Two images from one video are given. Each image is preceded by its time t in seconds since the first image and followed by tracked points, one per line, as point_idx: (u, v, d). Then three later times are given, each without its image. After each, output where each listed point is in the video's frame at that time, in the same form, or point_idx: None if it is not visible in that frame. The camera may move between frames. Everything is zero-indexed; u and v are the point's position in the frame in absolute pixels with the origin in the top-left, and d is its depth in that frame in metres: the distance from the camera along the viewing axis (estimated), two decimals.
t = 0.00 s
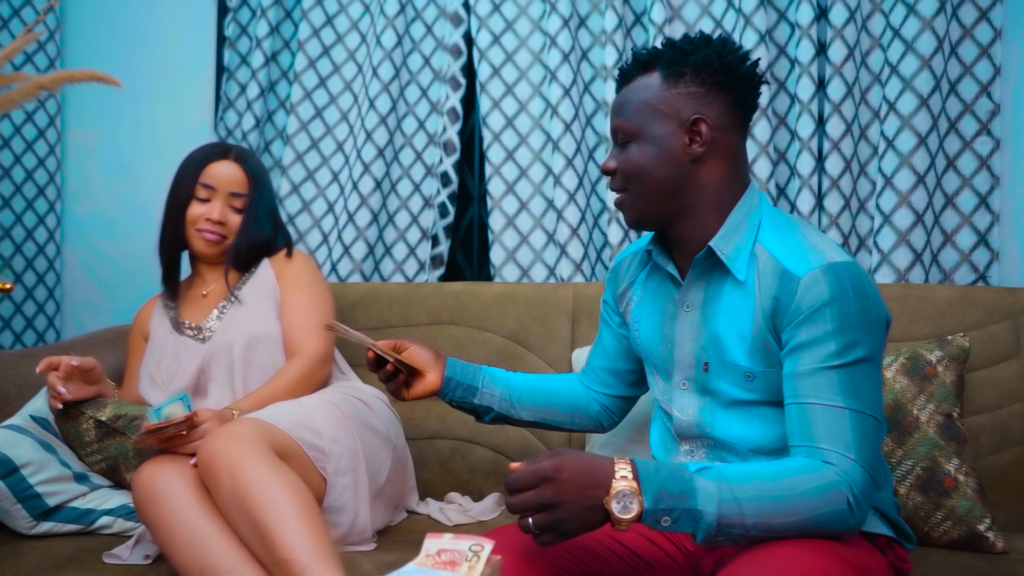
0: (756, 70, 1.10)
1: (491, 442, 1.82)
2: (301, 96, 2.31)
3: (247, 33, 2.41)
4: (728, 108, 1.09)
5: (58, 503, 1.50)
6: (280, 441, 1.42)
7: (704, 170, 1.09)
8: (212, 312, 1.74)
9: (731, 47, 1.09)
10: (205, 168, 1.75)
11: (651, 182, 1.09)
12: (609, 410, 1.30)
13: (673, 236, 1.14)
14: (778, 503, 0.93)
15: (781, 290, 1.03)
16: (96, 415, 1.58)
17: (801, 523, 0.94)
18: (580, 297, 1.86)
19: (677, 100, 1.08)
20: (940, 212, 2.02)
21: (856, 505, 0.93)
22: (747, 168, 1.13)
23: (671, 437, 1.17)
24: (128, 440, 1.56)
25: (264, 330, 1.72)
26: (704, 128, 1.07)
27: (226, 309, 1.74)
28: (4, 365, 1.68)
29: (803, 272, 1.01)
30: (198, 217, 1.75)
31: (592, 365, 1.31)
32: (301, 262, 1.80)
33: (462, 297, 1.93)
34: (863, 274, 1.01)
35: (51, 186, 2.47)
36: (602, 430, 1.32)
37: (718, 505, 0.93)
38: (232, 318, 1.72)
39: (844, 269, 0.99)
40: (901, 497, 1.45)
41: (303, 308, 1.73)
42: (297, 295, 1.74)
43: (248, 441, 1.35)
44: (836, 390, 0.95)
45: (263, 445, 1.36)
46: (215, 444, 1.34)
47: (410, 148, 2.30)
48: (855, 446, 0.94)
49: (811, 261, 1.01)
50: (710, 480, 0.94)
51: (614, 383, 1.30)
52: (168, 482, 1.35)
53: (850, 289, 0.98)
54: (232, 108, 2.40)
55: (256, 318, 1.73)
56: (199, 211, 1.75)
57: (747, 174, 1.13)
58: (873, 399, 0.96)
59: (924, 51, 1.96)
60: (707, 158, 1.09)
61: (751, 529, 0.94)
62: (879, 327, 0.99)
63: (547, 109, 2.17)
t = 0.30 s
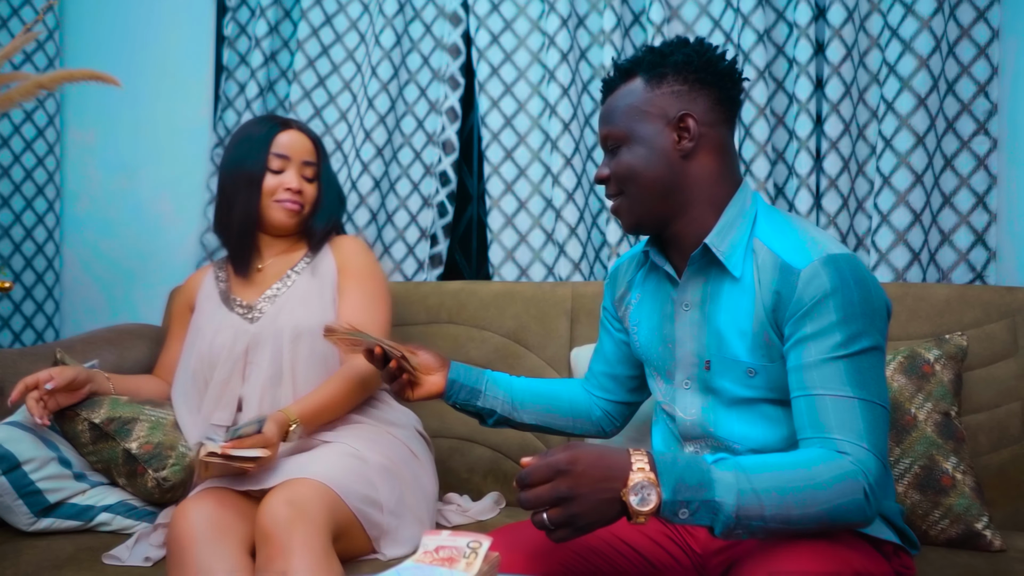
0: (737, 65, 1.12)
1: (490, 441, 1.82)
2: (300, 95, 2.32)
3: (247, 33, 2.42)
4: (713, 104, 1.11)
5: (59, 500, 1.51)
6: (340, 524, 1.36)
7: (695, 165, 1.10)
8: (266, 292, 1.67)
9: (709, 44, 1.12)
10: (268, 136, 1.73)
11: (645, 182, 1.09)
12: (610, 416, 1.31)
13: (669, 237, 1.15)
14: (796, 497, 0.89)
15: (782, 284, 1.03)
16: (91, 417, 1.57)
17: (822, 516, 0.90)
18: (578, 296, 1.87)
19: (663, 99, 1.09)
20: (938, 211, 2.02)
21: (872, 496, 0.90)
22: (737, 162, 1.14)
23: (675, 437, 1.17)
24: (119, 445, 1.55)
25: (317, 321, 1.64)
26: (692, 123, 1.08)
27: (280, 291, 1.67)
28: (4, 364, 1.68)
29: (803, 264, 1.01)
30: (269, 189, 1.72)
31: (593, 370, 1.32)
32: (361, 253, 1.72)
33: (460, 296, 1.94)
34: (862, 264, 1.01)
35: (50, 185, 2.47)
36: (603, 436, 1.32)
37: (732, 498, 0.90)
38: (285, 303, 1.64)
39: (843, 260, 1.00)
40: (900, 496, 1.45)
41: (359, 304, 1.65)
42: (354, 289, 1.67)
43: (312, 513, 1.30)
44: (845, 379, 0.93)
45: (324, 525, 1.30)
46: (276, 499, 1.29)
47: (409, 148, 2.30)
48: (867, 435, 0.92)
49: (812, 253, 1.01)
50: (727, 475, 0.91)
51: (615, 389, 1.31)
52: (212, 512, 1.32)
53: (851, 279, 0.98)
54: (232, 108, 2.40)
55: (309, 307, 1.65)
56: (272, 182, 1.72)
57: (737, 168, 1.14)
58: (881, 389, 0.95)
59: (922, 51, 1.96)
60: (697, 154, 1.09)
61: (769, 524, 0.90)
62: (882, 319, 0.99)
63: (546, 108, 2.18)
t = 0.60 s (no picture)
0: (731, 56, 1.07)
1: (488, 442, 1.82)
2: (299, 95, 2.32)
3: (245, 33, 2.42)
4: (704, 96, 1.07)
5: (55, 498, 1.49)
6: (361, 561, 1.36)
7: (684, 163, 1.06)
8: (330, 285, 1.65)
9: (701, 34, 1.07)
10: (324, 124, 1.68)
11: (630, 181, 1.07)
12: (623, 408, 1.30)
13: (658, 236, 1.12)
14: (768, 514, 0.85)
15: (771, 293, 0.99)
16: (107, 401, 1.57)
17: (795, 536, 0.86)
18: (577, 296, 1.87)
19: (649, 93, 1.06)
20: (937, 211, 2.02)
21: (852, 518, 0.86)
22: (731, 157, 1.10)
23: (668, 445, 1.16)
24: (128, 438, 1.55)
25: (385, 320, 1.62)
26: (679, 120, 1.04)
27: (346, 285, 1.65)
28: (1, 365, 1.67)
29: (792, 273, 0.96)
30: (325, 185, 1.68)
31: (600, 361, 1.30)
32: (432, 256, 1.73)
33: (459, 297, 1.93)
34: (858, 272, 0.95)
35: (49, 186, 2.47)
36: (619, 426, 1.32)
37: (702, 513, 0.86)
38: (353, 297, 1.63)
39: (835, 269, 0.94)
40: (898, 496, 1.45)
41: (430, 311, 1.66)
42: (424, 293, 1.67)
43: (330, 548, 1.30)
44: (829, 394, 0.89)
45: (340, 562, 1.31)
46: (296, 528, 1.30)
47: (408, 148, 2.29)
48: (850, 454, 0.87)
49: (803, 261, 0.97)
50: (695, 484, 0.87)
51: (624, 381, 1.29)
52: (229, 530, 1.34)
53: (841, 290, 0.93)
54: (231, 108, 2.40)
55: (377, 308, 1.63)
56: (327, 179, 1.68)
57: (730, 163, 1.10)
58: (869, 406, 0.90)
59: (921, 51, 1.96)
60: (686, 151, 1.06)
61: (739, 541, 0.86)
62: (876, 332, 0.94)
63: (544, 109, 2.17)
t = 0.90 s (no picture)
0: None
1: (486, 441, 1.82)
2: (297, 96, 2.32)
3: (244, 33, 2.42)
4: (638, 41, 0.97)
5: (52, 498, 1.49)
6: (368, 570, 1.35)
7: (612, 113, 0.97)
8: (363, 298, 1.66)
9: None
10: (350, 127, 1.65)
11: (556, 132, 0.98)
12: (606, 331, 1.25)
13: (592, 186, 1.04)
14: (627, 475, 0.81)
15: (684, 251, 0.92)
16: (104, 398, 1.56)
17: (659, 501, 0.81)
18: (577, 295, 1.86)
19: (578, 36, 0.96)
20: (937, 212, 2.03)
21: (722, 488, 0.81)
22: (673, 106, 1.01)
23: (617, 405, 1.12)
24: (126, 433, 1.54)
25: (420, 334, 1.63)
26: (606, 67, 0.95)
27: (379, 298, 1.66)
28: None
29: (702, 231, 0.90)
30: (348, 191, 1.66)
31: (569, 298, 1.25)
32: (462, 263, 1.70)
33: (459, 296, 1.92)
34: (773, 233, 0.88)
35: (47, 186, 2.47)
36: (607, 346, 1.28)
37: (568, 474, 0.82)
38: (387, 311, 1.64)
39: (746, 226, 0.87)
40: (897, 494, 1.45)
41: (461, 323, 1.64)
42: (456, 307, 1.65)
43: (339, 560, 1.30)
44: (715, 356, 0.83)
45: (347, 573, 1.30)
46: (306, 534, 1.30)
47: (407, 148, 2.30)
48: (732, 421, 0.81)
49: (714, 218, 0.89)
50: (558, 439, 0.83)
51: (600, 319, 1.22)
52: (235, 532, 1.33)
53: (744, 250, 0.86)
54: (230, 108, 2.40)
55: (412, 320, 1.64)
56: (349, 185, 1.66)
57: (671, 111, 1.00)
58: (763, 372, 0.84)
59: (919, 52, 1.97)
60: (614, 99, 0.97)
61: (603, 505, 0.83)
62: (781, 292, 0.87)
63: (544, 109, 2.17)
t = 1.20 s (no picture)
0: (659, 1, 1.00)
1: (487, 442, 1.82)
2: (298, 96, 2.33)
3: (244, 34, 2.42)
4: (621, 43, 0.99)
5: (53, 500, 1.49)
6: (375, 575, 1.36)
7: (592, 114, 1.01)
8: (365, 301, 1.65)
9: None
10: (358, 130, 1.65)
11: (539, 129, 1.03)
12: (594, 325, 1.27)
13: (576, 186, 1.08)
14: (525, 444, 0.88)
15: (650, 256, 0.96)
16: (104, 400, 1.55)
17: (555, 477, 0.87)
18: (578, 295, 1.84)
19: (563, 38, 1.00)
20: (938, 213, 2.02)
21: (615, 477, 0.85)
22: (658, 112, 1.04)
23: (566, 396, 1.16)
24: (127, 435, 1.54)
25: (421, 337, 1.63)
26: (585, 69, 0.98)
27: (381, 301, 1.65)
28: None
29: (670, 240, 0.94)
30: (353, 194, 1.66)
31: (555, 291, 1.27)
32: (465, 268, 1.70)
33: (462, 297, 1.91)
34: (735, 251, 0.91)
35: (47, 186, 2.47)
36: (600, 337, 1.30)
37: (480, 440, 0.88)
38: (388, 313, 1.63)
39: (710, 241, 0.90)
40: (898, 497, 1.44)
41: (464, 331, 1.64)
42: (459, 314, 1.66)
43: (351, 566, 1.30)
44: (651, 352, 0.87)
45: None
46: (317, 541, 1.29)
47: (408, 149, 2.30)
48: (646, 418, 0.85)
49: (684, 229, 0.93)
50: (478, 399, 0.90)
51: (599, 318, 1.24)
52: (233, 539, 1.32)
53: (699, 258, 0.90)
54: (231, 109, 2.40)
55: (413, 323, 1.64)
56: (353, 189, 1.66)
57: (655, 118, 1.04)
58: (692, 380, 0.87)
59: (921, 53, 1.96)
60: (593, 100, 1.00)
61: (502, 475, 0.89)
62: (728, 308, 0.90)
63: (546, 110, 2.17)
